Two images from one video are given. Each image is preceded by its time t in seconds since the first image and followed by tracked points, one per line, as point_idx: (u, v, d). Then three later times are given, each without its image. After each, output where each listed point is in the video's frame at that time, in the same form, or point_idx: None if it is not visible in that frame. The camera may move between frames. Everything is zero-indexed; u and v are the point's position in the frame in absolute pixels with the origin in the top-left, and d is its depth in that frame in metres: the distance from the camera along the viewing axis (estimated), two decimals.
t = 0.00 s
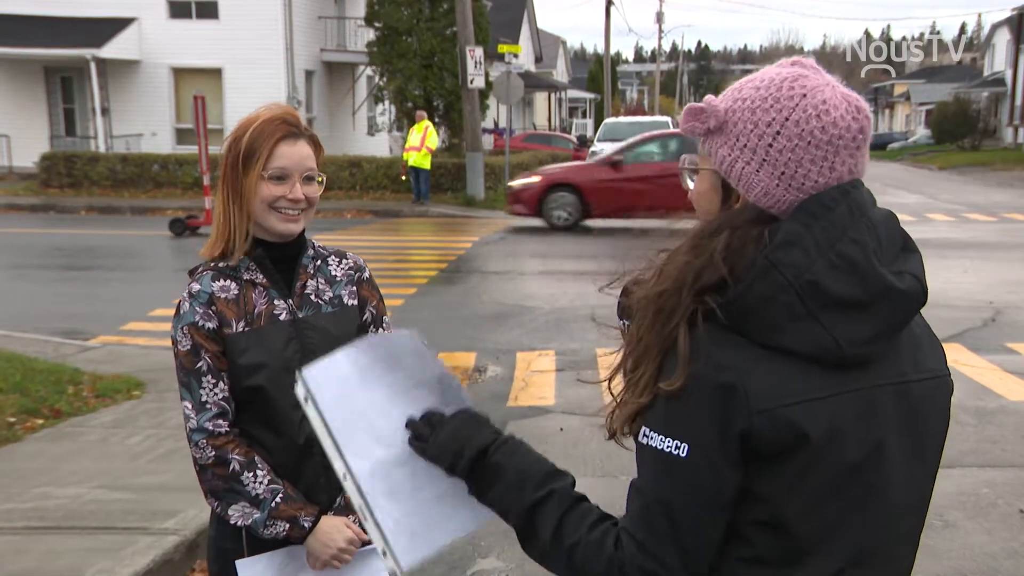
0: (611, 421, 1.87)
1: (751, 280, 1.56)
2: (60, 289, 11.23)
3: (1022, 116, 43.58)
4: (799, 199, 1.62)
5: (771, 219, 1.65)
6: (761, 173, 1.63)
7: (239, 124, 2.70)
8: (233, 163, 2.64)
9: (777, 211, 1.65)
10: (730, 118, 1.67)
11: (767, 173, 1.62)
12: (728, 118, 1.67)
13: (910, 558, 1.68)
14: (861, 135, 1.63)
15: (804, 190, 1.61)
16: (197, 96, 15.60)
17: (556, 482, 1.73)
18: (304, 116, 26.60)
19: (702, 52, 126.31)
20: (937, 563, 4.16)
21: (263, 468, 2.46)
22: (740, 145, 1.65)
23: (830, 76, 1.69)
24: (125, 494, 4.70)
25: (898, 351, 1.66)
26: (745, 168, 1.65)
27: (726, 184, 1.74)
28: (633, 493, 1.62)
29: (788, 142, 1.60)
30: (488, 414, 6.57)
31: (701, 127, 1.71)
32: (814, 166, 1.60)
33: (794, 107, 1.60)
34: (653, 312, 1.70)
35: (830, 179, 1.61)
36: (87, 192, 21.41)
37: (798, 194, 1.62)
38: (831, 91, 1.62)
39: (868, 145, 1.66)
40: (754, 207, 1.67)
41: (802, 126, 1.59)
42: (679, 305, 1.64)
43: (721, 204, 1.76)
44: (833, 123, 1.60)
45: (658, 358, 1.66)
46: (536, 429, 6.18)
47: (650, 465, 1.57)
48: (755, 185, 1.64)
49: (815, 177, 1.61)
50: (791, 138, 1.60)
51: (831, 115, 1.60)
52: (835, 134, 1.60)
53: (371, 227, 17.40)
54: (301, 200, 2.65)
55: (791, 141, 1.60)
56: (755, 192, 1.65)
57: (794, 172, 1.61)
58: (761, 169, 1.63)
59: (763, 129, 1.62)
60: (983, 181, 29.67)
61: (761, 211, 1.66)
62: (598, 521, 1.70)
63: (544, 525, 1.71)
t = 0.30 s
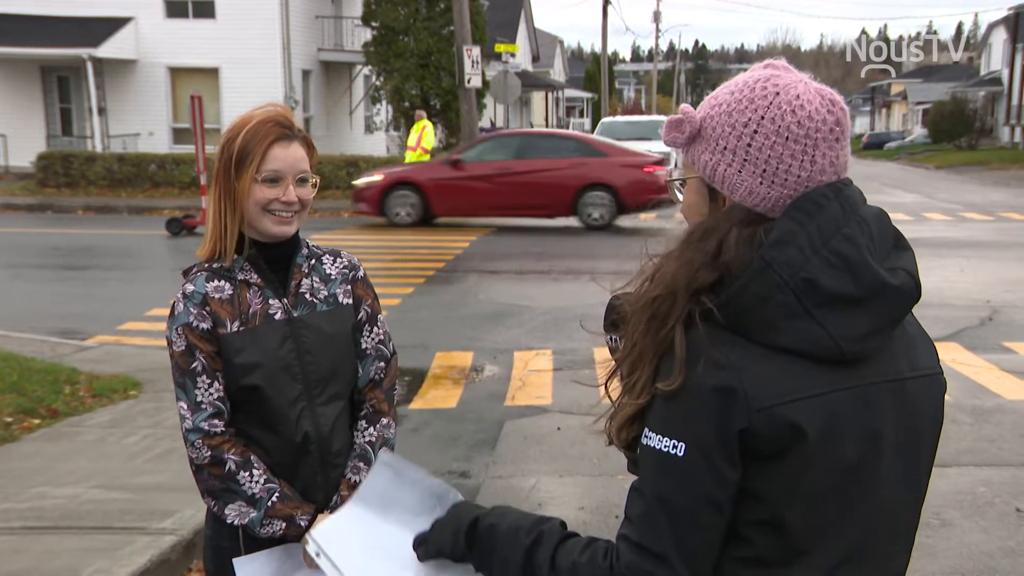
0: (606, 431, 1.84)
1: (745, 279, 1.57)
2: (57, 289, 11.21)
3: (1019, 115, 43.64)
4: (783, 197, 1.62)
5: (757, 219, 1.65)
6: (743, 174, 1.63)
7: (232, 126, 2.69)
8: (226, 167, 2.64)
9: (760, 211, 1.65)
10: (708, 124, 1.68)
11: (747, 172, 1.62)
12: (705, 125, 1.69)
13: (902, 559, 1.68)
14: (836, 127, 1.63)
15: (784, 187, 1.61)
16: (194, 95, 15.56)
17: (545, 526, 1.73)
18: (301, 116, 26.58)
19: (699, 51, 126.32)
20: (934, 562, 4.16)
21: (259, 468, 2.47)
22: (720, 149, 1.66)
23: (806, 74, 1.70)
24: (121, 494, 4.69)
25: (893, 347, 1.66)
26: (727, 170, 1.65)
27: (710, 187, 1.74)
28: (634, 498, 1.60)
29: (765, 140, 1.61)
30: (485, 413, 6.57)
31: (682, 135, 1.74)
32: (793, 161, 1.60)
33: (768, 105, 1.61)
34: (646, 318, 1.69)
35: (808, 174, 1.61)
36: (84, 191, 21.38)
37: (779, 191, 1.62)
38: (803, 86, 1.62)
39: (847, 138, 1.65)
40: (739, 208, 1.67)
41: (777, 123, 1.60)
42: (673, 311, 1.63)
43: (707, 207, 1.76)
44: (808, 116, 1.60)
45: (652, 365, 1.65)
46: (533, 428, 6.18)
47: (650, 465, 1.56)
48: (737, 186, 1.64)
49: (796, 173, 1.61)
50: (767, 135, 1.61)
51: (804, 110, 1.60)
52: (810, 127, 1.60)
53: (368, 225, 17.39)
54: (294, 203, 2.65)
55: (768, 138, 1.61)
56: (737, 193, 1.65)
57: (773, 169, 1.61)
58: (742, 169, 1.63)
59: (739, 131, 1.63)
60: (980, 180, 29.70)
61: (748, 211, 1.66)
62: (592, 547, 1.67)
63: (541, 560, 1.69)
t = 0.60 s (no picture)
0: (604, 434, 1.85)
1: (737, 281, 1.58)
2: (53, 289, 11.19)
3: (1014, 116, 43.74)
4: (769, 203, 1.62)
5: (743, 223, 1.66)
6: (726, 180, 1.64)
7: (226, 126, 2.70)
8: (220, 166, 2.65)
9: (745, 216, 1.65)
10: (703, 126, 1.68)
11: (732, 179, 1.63)
12: (700, 127, 1.70)
13: (900, 563, 1.69)
14: (823, 134, 1.60)
15: (768, 194, 1.61)
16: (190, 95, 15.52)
17: (543, 520, 1.74)
18: (297, 115, 26.56)
19: (695, 52, 126.45)
20: (929, 562, 4.17)
21: (252, 465, 2.47)
22: (710, 153, 1.67)
23: (801, 77, 1.67)
24: (117, 494, 4.69)
25: (891, 349, 1.65)
26: (713, 175, 1.66)
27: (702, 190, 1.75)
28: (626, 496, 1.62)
29: (749, 147, 1.61)
30: (481, 414, 6.57)
31: (682, 135, 1.74)
32: (775, 169, 1.60)
33: (753, 112, 1.60)
34: (638, 320, 1.70)
35: (792, 181, 1.60)
36: (80, 191, 21.34)
37: (764, 197, 1.62)
38: (791, 92, 1.61)
39: (840, 143, 1.63)
40: (725, 214, 1.68)
41: (760, 131, 1.59)
42: (666, 315, 1.64)
43: (701, 209, 1.78)
44: (792, 124, 1.59)
45: (644, 368, 1.66)
46: (529, 428, 6.18)
47: (640, 464, 1.58)
48: (722, 191, 1.66)
49: (779, 180, 1.60)
50: (751, 143, 1.61)
51: (789, 117, 1.59)
52: (794, 136, 1.59)
53: (364, 225, 17.38)
54: (289, 201, 2.66)
55: (752, 145, 1.60)
56: (722, 198, 1.66)
57: (755, 177, 1.61)
58: (726, 175, 1.64)
59: (726, 135, 1.63)
60: (976, 180, 29.75)
61: (732, 217, 1.68)
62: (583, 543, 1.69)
63: (535, 553, 1.71)
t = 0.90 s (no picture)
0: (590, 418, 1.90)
1: (733, 283, 1.58)
2: (52, 290, 11.18)
3: (1013, 120, 43.81)
4: (784, 209, 1.62)
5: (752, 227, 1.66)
6: (748, 181, 1.63)
7: (226, 125, 2.71)
8: (220, 163, 2.65)
9: (758, 218, 1.66)
10: (738, 115, 1.66)
11: (755, 180, 1.62)
12: (734, 117, 1.67)
13: None
14: (856, 153, 1.60)
15: (790, 203, 1.61)
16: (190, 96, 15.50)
17: (516, 489, 1.80)
18: (297, 116, 26.57)
19: (695, 54, 126.56)
20: (929, 564, 4.17)
21: (253, 467, 2.47)
22: (736, 149, 1.65)
23: (841, 85, 1.66)
24: (117, 494, 4.69)
25: (892, 361, 1.64)
26: (736, 173, 1.65)
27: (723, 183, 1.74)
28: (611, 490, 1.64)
29: (777, 153, 1.60)
30: (481, 415, 6.57)
31: (716, 119, 1.69)
32: (801, 180, 1.60)
33: (787, 119, 1.59)
34: (633, 314, 1.72)
35: (816, 193, 1.60)
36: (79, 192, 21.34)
37: (783, 206, 1.62)
38: (833, 106, 1.59)
39: (870, 163, 1.63)
40: (740, 213, 1.68)
41: (792, 140, 1.58)
42: (663, 313, 1.65)
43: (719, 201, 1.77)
44: (826, 139, 1.58)
45: (635, 359, 1.67)
46: (529, 429, 6.18)
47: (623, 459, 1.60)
48: (742, 191, 1.65)
49: (801, 193, 1.61)
50: (780, 148, 1.59)
51: (825, 131, 1.58)
52: (826, 151, 1.58)
53: (363, 227, 17.39)
54: (287, 197, 2.66)
55: (782, 151, 1.59)
56: (741, 198, 1.66)
57: (780, 183, 1.60)
58: (749, 175, 1.63)
59: (757, 137, 1.61)
60: (975, 183, 29.79)
61: (747, 217, 1.68)
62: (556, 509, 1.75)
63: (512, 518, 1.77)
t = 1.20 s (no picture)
0: (578, 399, 1.92)
1: (732, 285, 1.58)
2: (56, 290, 11.21)
3: (1017, 123, 43.77)
4: (790, 201, 1.63)
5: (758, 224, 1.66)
6: (751, 176, 1.64)
7: (228, 129, 2.71)
8: (220, 166, 2.66)
9: (765, 213, 1.66)
10: (730, 118, 1.68)
11: (757, 174, 1.63)
12: (724, 123, 1.69)
13: None
14: (853, 137, 1.62)
15: (792, 192, 1.62)
16: (195, 97, 15.49)
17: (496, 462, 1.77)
18: (301, 118, 26.60)
19: (699, 57, 126.62)
20: (932, 567, 4.17)
21: (255, 470, 2.46)
22: (733, 148, 1.66)
23: (827, 80, 1.70)
24: (120, 495, 4.69)
25: (892, 365, 1.64)
26: (737, 170, 1.66)
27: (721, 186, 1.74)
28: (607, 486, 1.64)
29: (778, 144, 1.61)
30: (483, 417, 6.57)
31: (698, 134, 1.71)
32: (804, 167, 1.60)
33: (784, 109, 1.61)
34: (641, 310, 1.71)
35: (818, 180, 1.61)
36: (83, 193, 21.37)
37: (787, 196, 1.62)
38: (824, 95, 1.62)
39: (862, 150, 1.65)
40: (744, 210, 1.68)
41: (791, 128, 1.60)
42: (666, 312, 1.65)
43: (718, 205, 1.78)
44: (823, 123, 1.59)
45: (640, 355, 1.67)
46: (532, 431, 6.18)
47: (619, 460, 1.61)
48: (745, 187, 1.65)
49: (805, 179, 1.61)
50: (780, 138, 1.61)
51: (822, 116, 1.60)
52: (824, 135, 1.60)
53: (366, 229, 17.39)
54: (287, 202, 2.67)
55: (782, 141, 1.60)
56: (745, 194, 1.66)
57: (782, 173, 1.61)
58: (751, 170, 1.64)
59: (755, 132, 1.62)
60: (979, 187, 29.76)
61: (752, 213, 1.67)
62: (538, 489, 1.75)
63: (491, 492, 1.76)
